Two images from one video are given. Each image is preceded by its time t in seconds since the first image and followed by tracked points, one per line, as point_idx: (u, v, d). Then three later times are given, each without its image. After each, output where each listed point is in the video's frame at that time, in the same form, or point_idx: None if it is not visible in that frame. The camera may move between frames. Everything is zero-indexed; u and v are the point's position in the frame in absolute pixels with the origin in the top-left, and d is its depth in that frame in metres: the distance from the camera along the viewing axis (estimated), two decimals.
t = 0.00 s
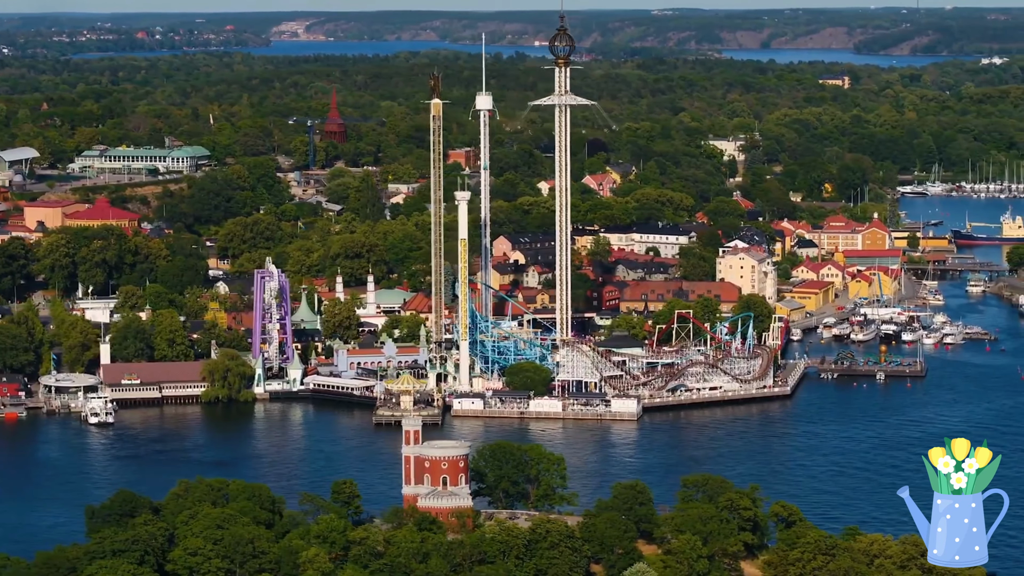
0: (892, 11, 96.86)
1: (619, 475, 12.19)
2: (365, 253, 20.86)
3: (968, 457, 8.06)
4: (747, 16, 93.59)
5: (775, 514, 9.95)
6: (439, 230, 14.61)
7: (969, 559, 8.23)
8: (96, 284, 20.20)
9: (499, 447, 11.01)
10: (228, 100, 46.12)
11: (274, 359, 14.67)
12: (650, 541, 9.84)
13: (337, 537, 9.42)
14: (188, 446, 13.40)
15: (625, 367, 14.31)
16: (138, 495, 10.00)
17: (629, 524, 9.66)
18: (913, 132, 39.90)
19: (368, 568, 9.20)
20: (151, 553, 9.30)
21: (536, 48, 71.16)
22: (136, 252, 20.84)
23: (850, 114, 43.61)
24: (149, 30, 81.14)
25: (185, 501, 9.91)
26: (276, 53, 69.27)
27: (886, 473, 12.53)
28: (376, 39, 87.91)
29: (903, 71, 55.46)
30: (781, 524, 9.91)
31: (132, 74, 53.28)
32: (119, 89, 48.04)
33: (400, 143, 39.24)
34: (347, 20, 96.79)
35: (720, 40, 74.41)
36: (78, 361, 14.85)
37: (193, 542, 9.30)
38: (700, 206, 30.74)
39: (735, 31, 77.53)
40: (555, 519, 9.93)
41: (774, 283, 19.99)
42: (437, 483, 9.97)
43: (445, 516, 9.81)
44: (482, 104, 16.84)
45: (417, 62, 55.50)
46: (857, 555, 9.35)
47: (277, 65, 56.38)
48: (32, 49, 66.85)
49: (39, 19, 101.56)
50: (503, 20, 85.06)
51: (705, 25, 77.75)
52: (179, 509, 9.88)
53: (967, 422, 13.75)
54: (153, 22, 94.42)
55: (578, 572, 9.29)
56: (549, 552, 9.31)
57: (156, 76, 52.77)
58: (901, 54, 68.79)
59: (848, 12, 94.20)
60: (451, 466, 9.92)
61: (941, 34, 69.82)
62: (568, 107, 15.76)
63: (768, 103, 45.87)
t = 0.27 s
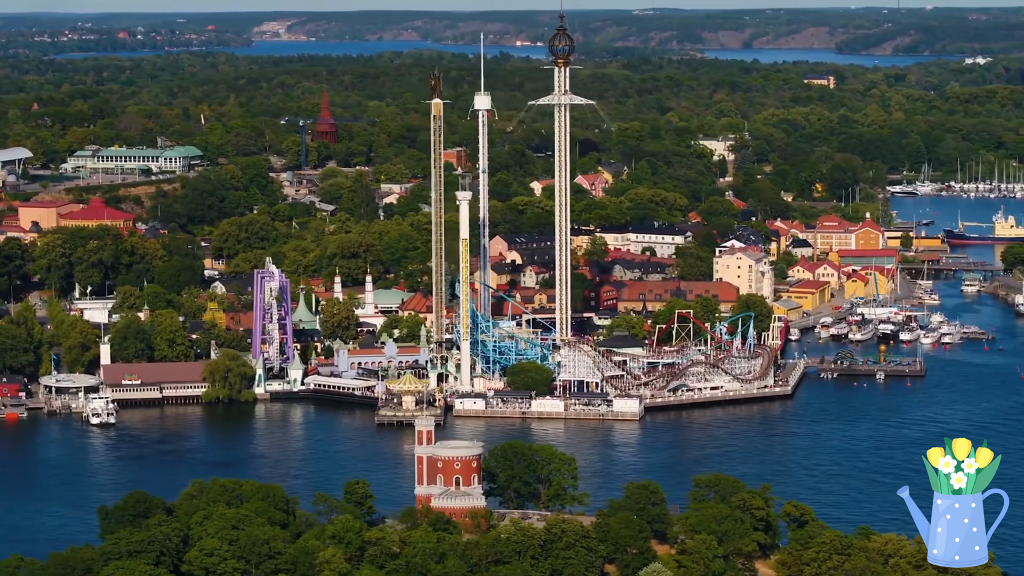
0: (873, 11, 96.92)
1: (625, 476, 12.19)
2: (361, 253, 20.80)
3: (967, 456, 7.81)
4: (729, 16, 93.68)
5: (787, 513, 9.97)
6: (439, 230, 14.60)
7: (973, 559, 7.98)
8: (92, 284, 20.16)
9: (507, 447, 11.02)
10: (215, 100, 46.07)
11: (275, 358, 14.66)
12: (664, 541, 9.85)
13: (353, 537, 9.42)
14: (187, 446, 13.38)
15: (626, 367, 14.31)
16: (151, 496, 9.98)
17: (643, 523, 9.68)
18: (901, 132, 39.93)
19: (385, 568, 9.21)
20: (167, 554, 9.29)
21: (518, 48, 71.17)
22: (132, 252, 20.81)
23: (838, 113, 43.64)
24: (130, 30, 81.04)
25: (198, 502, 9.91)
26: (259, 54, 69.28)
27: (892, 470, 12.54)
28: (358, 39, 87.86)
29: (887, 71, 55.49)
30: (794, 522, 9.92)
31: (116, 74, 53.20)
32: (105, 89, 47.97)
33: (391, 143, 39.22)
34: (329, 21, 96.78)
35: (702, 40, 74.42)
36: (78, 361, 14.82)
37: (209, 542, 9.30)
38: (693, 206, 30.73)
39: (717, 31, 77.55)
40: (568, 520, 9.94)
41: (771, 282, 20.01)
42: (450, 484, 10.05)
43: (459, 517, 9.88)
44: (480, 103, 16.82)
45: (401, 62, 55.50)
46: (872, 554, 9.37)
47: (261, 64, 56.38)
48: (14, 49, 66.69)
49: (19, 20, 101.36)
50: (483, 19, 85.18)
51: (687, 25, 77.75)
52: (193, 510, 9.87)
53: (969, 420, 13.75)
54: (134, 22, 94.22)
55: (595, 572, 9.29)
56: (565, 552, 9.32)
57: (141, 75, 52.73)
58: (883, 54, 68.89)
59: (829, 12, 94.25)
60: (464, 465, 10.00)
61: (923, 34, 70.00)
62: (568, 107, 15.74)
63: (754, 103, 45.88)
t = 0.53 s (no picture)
0: (854, 11, 97.00)
1: (630, 476, 12.18)
2: (357, 253, 20.73)
3: (968, 457, 7.67)
4: (709, 16, 93.72)
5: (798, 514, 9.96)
6: (439, 230, 14.59)
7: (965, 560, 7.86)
8: (88, 285, 20.13)
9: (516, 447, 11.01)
10: (202, 100, 46.02)
11: (275, 359, 14.64)
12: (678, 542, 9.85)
13: (368, 538, 9.42)
14: (188, 447, 13.38)
15: (626, 367, 14.31)
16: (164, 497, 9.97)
17: (657, 524, 9.67)
18: (890, 132, 39.96)
19: (401, 570, 9.21)
20: (183, 555, 9.28)
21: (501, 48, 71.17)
22: (128, 253, 20.78)
23: (824, 114, 43.67)
24: (112, 30, 81.03)
25: (210, 503, 9.91)
26: (242, 54, 69.27)
27: (897, 469, 12.55)
28: (339, 39, 87.84)
29: (871, 70, 55.54)
30: (805, 523, 9.92)
31: (100, 74, 53.12)
32: (91, 89, 47.90)
33: (382, 143, 39.20)
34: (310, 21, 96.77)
35: (683, 41, 74.45)
36: (78, 362, 14.79)
37: (224, 543, 9.30)
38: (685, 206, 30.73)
39: (699, 31, 77.56)
40: (580, 520, 9.94)
41: (768, 283, 20.03)
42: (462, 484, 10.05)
43: (473, 517, 9.88)
44: (479, 103, 16.80)
45: (385, 63, 55.51)
46: (886, 554, 9.37)
47: (245, 65, 56.37)
48: None
49: None
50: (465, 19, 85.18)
51: (670, 25, 77.75)
52: (206, 511, 9.86)
53: (971, 418, 13.75)
54: (115, 22, 94.08)
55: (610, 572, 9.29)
56: (580, 552, 9.32)
57: (125, 76, 52.67)
58: (866, 55, 68.97)
59: (810, 12, 94.32)
60: (477, 466, 10.00)
61: (904, 35, 70.10)
62: (567, 107, 15.73)
63: (741, 103, 45.89)
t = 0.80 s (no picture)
0: (833, 12, 97.04)
1: (635, 475, 12.18)
2: (353, 253, 20.73)
3: (967, 457, 7.69)
4: (690, 17, 93.70)
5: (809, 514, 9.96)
6: (439, 230, 14.59)
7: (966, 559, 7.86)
8: (84, 286, 20.10)
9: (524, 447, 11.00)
10: (189, 101, 45.97)
11: (274, 359, 14.61)
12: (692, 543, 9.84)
13: (384, 540, 9.42)
14: (188, 448, 13.36)
15: (626, 368, 14.30)
16: (175, 498, 9.95)
17: (670, 525, 9.67)
18: (877, 132, 39.99)
19: (417, 571, 9.22)
20: (198, 556, 9.26)
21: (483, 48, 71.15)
22: (123, 254, 20.75)
23: (811, 114, 43.70)
24: (92, 31, 81.01)
25: (221, 505, 9.89)
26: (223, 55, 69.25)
27: (903, 468, 12.55)
28: (320, 39, 87.81)
29: (854, 71, 55.61)
30: (818, 524, 9.92)
31: (84, 75, 53.05)
32: (77, 90, 47.83)
33: (373, 144, 39.18)
34: (290, 21, 96.73)
35: (664, 41, 74.46)
36: (76, 363, 14.76)
37: (240, 545, 9.27)
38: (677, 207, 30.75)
39: (681, 31, 77.56)
40: (592, 520, 9.94)
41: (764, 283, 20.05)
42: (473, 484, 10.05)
43: (486, 518, 9.90)
44: (476, 103, 16.76)
45: (368, 63, 55.53)
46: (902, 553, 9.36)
47: (228, 66, 56.35)
48: None
49: None
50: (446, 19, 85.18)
51: (651, 25, 77.74)
52: (220, 511, 9.84)
53: (971, 417, 13.76)
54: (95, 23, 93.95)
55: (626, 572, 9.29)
56: (595, 553, 9.33)
57: (109, 77, 52.59)
58: (848, 56, 69.06)
59: (789, 13, 94.35)
60: (488, 467, 9.99)
61: (884, 36, 70.23)
62: (565, 108, 15.74)
63: (726, 104, 45.89)
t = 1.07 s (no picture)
0: (814, 13, 97.06)
1: (641, 475, 12.19)
2: (348, 255, 20.72)
3: (967, 456, 7.92)
4: (671, 18, 93.69)
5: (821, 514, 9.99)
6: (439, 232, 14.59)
7: (966, 559, 8.07)
8: (79, 287, 20.07)
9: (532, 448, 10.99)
10: (174, 102, 45.89)
11: (273, 361, 14.59)
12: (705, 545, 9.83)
13: (398, 541, 9.42)
14: (188, 449, 13.34)
15: (626, 369, 14.29)
16: (187, 499, 9.93)
17: (683, 526, 9.68)
18: (864, 133, 40.02)
19: (433, 571, 9.22)
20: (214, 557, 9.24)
21: (465, 49, 71.10)
22: (117, 255, 20.72)
23: (797, 116, 43.71)
24: (73, 31, 80.86)
25: (231, 507, 9.88)
26: (206, 55, 69.18)
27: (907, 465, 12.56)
28: (300, 39, 87.70)
29: (836, 72, 55.67)
30: (828, 524, 9.93)
31: (67, 75, 52.91)
32: (61, 91, 47.72)
33: (363, 145, 39.15)
34: (271, 22, 96.62)
35: (646, 41, 74.42)
36: (75, 365, 14.75)
37: (255, 546, 9.26)
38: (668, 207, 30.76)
39: (663, 32, 77.52)
40: (604, 521, 9.95)
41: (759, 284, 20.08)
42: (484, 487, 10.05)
43: (499, 519, 9.91)
44: (474, 104, 16.75)
45: (351, 64, 55.46)
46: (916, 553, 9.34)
47: (211, 66, 56.27)
48: None
49: None
50: (427, 20, 85.12)
51: (633, 26, 77.71)
52: (232, 513, 9.82)
53: (972, 417, 13.78)
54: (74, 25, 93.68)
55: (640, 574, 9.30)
56: (610, 555, 9.34)
57: (93, 78, 52.47)
58: (830, 57, 69.18)
59: (770, 14, 94.37)
60: (500, 468, 10.02)
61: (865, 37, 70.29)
62: (564, 109, 15.76)
63: (712, 104, 45.88)
